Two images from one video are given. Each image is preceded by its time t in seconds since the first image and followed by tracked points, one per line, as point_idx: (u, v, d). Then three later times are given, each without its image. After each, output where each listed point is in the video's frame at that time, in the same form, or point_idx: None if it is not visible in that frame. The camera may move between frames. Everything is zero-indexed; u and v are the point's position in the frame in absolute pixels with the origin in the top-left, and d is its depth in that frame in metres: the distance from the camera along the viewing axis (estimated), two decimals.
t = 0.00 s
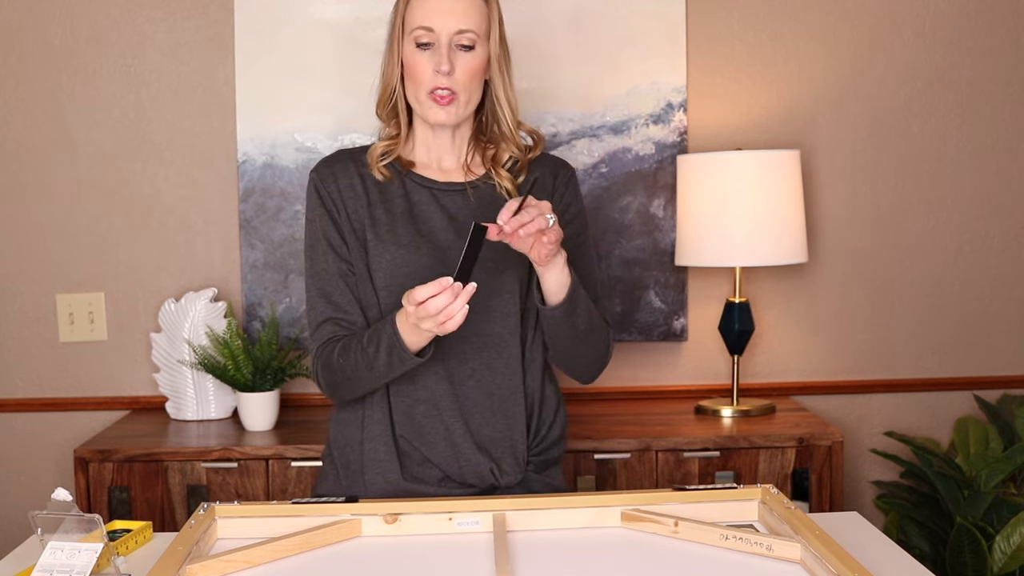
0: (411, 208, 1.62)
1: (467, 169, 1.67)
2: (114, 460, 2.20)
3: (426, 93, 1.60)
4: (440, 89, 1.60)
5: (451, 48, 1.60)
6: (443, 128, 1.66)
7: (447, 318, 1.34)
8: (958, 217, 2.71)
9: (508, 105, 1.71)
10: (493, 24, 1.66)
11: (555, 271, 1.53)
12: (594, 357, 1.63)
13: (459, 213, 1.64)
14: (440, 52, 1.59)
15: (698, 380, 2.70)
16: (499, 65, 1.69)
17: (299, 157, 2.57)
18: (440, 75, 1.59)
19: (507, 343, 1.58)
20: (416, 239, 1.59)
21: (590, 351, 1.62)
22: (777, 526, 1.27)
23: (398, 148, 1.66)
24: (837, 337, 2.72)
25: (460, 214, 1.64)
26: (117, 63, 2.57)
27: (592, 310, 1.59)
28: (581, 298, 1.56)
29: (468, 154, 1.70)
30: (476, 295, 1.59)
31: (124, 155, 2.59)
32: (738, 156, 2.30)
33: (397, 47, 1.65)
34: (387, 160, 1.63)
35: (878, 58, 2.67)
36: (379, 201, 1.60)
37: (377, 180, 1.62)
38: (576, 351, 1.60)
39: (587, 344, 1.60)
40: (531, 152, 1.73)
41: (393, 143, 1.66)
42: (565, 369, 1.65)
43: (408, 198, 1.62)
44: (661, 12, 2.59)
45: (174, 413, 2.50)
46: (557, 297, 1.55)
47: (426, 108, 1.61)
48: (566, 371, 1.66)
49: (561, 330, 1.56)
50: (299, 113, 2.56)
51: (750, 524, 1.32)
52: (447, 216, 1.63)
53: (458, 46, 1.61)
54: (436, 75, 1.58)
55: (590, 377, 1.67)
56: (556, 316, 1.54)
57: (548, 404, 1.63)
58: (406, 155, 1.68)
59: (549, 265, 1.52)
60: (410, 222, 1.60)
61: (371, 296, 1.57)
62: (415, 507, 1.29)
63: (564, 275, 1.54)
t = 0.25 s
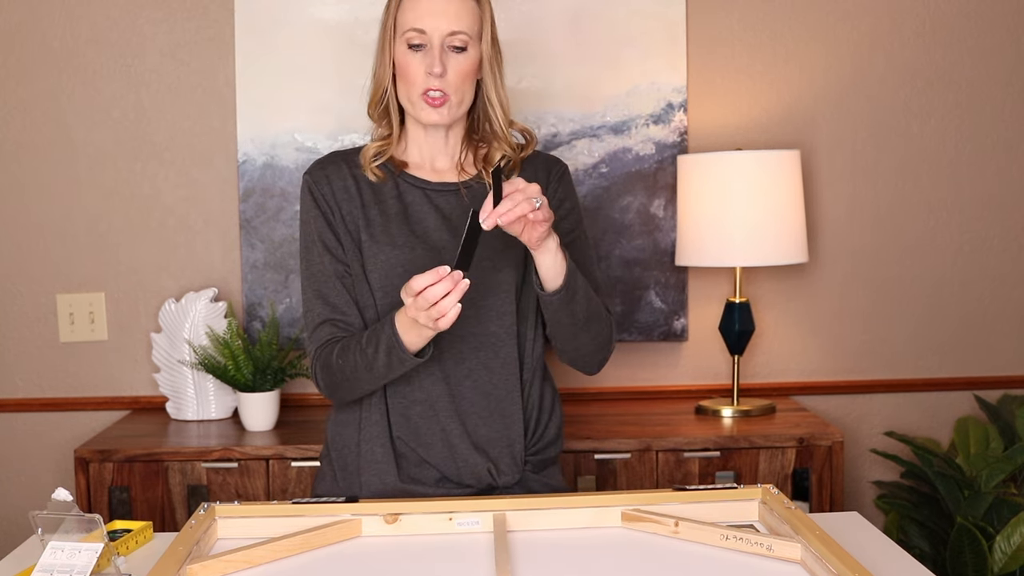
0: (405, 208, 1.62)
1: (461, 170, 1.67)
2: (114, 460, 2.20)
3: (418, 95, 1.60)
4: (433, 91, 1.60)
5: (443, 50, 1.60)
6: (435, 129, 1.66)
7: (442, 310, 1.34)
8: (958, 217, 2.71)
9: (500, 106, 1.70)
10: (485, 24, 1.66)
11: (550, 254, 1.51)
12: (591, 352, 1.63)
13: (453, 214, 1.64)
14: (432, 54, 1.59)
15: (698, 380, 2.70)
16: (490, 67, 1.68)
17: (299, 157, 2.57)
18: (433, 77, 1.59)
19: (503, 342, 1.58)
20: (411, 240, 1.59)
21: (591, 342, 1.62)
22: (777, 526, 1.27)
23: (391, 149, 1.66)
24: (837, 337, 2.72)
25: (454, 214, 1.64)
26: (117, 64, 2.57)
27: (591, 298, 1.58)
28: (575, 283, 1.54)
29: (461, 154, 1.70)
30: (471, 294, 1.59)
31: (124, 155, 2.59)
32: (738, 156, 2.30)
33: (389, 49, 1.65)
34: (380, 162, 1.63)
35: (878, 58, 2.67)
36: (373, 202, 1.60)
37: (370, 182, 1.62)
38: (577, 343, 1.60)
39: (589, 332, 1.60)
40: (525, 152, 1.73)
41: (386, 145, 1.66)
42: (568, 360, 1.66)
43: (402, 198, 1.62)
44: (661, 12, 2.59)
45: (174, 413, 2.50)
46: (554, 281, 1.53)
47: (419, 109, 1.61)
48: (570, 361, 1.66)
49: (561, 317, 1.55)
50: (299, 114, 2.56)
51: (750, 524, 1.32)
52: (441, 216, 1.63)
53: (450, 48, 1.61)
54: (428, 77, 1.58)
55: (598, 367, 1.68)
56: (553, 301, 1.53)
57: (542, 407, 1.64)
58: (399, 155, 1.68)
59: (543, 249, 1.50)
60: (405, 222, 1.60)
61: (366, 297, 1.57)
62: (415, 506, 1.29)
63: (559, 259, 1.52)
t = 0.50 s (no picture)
0: (403, 209, 1.62)
1: (458, 169, 1.68)
2: (114, 460, 2.20)
3: (415, 93, 1.61)
4: (429, 89, 1.60)
5: (438, 48, 1.60)
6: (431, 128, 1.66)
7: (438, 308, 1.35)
8: (958, 218, 2.71)
9: (496, 104, 1.72)
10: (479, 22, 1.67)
11: (551, 243, 1.52)
12: (592, 347, 1.64)
13: (451, 214, 1.64)
14: (427, 52, 1.60)
15: (698, 380, 2.70)
16: (484, 66, 1.69)
17: (298, 158, 2.57)
18: (428, 76, 1.59)
19: (503, 342, 1.58)
20: (410, 240, 1.59)
21: (593, 336, 1.62)
22: (777, 526, 1.27)
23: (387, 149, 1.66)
24: (837, 337, 2.72)
25: (451, 214, 1.64)
26: (116, 64, 2.57)
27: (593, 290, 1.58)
28: (578, 273, 1.55)
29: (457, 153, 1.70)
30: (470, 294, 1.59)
31: (124, 156, 2.59)
32: (738, 156, 2.30)
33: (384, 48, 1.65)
34: (376, 162, 1.64)
35: (878, 59, 2.67)
36: (371, 203, 1.60)
37: (367, 182, 1.62)
38: (579, 336, 1.61)
39: (591, 325, 1.60)
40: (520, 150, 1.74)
41: (382, 145, 1.66)
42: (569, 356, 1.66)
43: (400, 198, 1.62)
44: (661, 12, 2.59)
45: (173, 413, 2.50)
46: (556, 271, 1.54)
47: (415, 107, 1.61)
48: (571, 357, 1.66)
49: (564, 309, 1.56)
50: (299, 114, 2.56)
51: (750, 524, 1.32)
52: (439, 216, 1.63)
53: (445, 46, 1.62)
54: (424, 75, 1.58)
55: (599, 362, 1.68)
56: (556, 291, 1.54)
57: (542, 406, 1.63)
58: (395, 156, 1.68)
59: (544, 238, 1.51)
60: (403, 223, 1.60)
61: (366, 297, 1.57)
62: (415, 507, 1.29)
63: (560, 247, 1.53)
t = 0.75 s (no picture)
0: (401, 209, 1.62)
1: (453, 169, 1.68)
2: (113, 461, 2.20)
3: (413, 90, 1.61)
4: (426, 85, 1.60)
5: (436, 44, 1.61)
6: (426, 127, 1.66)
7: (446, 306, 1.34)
8: (957, 218, 2.71)
9: (491, 102, 1.73)
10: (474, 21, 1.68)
11: (552, 239, 1.52)
12: (592, 343, 1.64)
13: (449, 213, 1.64)
14: (425, 49, 1.61)
15: (698, 381, 2.70)
16: (480, 65, 1.72)
17: (298, 158, 2.57)
18: (426, 72, 1.60)
19: (503, 342, 1.59)
20: (409, 241, 1.59)
21: (591, 332, 1.62)
22: (777, 527, 1.27)
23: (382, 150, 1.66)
24: (837, 338, 2.72)
25: (450, 214, 1.64)
26: (116, 65, 2.57)
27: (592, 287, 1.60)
28: (577, 268, 1.56)
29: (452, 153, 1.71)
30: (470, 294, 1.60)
31: (124, 157, 2.59)
32: (737, 157, 2.30)
33: (379, 47, 1.66)
34: (371, 164, 1.64)
35: (878, 59, 2.67)
36: (369, 204, 1.60)
37: (363, 184, 1.62)
38: (575, 334, 1.61)
39: (589, 324, 1.61)
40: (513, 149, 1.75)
41: (377, 146, 1.67)
42: (566, 355, 1.66)
43: (397, 199, 1.62)
44: (661, 13, 2.59)
45: (173, 414, 2.50)
46: (555, 267, 1.55)
47: (413, 105, 1.61)
48: (566, 355, 1.66)
49: (562, 304, 1.57)
50: (299, 115, 2.56)
51: (750, 525, 1.32)
52: (437, 216, 1.63)
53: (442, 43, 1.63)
54: (422, 71, 1.59)
55: (594, 361, 1.68)
56: (556, 286, 1.54)
57: (540, 404, 1.64)
58: (390, 157, 1.68)
59: (548, 232, 1.51)
60: (402, 223, 1.60)
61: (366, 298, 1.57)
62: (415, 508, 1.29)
63: (561, 243, 1.53)
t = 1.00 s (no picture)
0: (401, 209, 1.62)
1: (452, 168, 1.69)
2: (116, 459, 2.21)
3: (418, 91, 1.61)
4: (432, 86, 1.61)
5: (439, 44, 1.62)
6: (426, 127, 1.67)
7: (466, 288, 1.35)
8: (960, 218, 2.71)
9: (487, 97, 1.75)
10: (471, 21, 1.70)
11: (564, 239, 1.55)
12: (586, 343, 1.65)
13: (449, 212, 1.64)
14: (429, 49, 1.61)
15: (700, 380, 2.70)
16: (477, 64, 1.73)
17: (301, 157, 2.57)
18: (432, 72, 1.61)
19: (505, 340, 1.60)
20: (410, 240, 1.59)
21: (585, 334, 1.63)
22: (779, 526, 1.27)
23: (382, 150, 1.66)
24: (839, 337, 2.72)
25: (450, 213, 1.64)
26: (119, 64, 2.57)
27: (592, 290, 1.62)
28: (583, 272, 1.59)
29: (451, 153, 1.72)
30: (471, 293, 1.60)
31: (127, 155, 2.59)
32: (740, 156, 2.30)
33: (377, 48, 1.66)
34: (372, 164, 1.64)
35: (880, 59, 2.66)
36: (369, 204, 1.60)
37: (363, 184, 1.61)
38: (570, 334, 1.62)
39: (586, 322, 1.62)
40: (510, 143, 1.76)
41: (377, 146, 1.67)
42: (555, 354, 1.66)
43: (397, 199, 1.62)
44: (663, 12, 2.59)
45: (176, 413, 2.51)
46: (562, 265, 1.58)
47: (419, 105, 1.62)
48: (555, 355, 1.66)
49: (564, 303, 1.59)
50: (301, 114, 2.56)
51: (752, 524, 1.32)
52: (437, 216, 1.63)
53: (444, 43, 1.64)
54: (429, 71, 1.60)
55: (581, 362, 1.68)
56: (562, 284, 1.57)
57: (540, 400, 1.64)
58: (388, 157, 1.68)
59: (561, 232, 1.55)
60: (403, 222, 1.60)
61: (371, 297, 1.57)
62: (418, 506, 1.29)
63: (570, 245, 1.57)
